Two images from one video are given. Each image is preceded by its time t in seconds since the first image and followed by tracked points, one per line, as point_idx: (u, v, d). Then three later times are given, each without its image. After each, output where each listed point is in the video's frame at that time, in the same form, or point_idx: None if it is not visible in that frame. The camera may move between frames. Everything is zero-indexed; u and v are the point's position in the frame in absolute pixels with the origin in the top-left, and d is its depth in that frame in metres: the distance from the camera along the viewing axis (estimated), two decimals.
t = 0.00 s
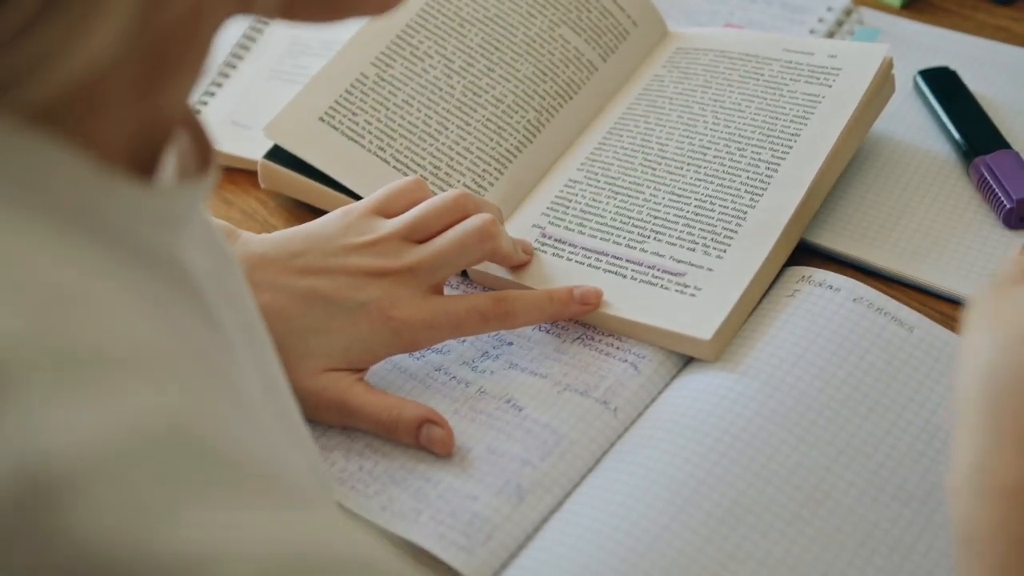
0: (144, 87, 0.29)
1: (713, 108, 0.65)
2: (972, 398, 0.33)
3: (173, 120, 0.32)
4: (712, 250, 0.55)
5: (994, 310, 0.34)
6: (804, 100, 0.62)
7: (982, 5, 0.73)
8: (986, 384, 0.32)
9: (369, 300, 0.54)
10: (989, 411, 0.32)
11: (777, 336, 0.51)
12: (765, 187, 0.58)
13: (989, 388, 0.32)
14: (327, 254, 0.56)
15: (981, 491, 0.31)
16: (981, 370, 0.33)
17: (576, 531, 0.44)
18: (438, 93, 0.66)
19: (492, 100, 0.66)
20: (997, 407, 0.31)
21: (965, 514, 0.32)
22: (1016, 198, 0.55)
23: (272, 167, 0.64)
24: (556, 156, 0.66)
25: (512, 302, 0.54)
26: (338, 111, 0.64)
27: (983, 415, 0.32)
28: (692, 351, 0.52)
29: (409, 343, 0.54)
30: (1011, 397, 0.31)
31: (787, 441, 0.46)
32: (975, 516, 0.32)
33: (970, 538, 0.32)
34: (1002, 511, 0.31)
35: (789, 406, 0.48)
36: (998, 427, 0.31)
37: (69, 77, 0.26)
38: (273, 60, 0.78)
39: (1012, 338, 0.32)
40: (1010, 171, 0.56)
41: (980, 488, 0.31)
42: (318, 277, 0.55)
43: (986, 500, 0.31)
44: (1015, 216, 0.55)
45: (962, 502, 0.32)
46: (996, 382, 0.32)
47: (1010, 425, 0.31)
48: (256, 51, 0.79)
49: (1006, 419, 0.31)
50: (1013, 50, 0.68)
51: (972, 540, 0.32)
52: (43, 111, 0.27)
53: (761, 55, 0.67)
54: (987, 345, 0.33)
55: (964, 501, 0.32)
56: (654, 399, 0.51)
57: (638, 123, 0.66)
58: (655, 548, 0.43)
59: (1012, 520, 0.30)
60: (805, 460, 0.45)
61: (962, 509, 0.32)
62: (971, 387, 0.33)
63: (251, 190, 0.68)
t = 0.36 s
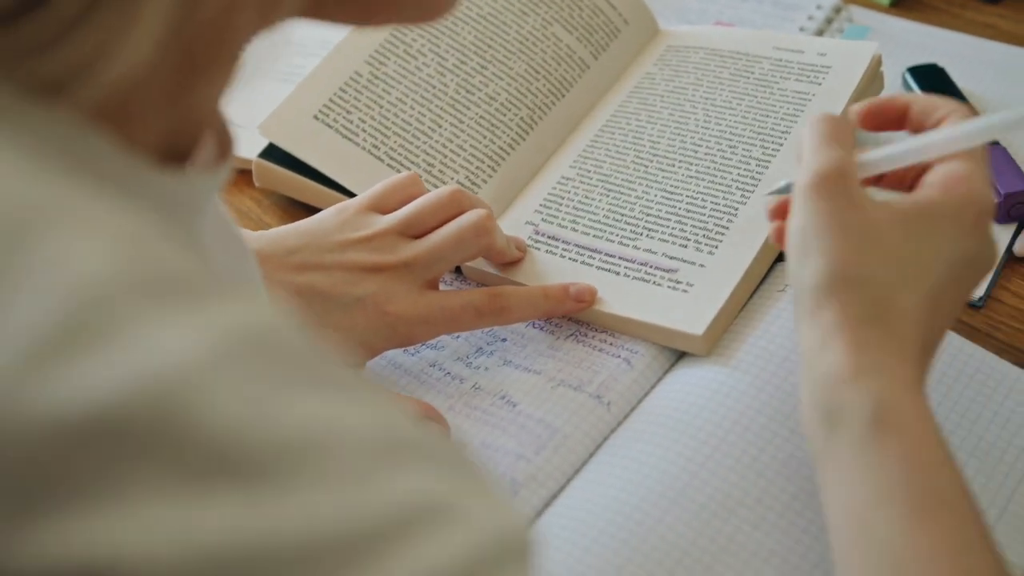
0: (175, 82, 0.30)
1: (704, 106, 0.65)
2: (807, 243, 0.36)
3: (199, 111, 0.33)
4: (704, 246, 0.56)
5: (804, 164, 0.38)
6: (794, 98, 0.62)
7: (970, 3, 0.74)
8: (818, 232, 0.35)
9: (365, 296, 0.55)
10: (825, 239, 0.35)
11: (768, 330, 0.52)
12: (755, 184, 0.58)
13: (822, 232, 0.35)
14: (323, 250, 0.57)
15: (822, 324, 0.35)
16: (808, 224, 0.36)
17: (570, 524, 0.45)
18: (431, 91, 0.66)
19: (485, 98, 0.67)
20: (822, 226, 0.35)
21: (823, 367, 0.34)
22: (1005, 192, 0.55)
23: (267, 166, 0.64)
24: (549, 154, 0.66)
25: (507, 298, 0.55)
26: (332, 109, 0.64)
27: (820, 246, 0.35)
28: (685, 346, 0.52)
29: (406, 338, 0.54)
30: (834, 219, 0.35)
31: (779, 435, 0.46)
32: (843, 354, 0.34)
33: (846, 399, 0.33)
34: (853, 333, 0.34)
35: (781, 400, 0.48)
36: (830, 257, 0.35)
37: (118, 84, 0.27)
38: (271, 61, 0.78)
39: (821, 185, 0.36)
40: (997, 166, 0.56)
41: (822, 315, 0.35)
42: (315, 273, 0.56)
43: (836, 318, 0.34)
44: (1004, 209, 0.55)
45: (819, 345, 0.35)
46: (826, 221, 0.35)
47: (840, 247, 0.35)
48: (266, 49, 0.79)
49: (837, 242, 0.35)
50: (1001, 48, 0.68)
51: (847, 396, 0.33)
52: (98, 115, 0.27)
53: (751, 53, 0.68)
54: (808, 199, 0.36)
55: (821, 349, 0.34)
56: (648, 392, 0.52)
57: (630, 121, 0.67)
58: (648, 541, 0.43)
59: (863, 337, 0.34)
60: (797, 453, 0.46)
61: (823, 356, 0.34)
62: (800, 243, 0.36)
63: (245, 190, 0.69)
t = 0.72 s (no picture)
0: (229, 79, 0.32)
1: (684, 104, 0.66)
2: (806, 307, 0.47)
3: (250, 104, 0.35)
4: (685, 241, 0.56)
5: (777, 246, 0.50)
6: (773, 94, 0.63)
7: None
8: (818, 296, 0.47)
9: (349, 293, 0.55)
10: (824, 303, 0.46)
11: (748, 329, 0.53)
12: (736, 179, 0.59)
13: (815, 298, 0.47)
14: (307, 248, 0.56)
15: (833, 368, 0.44)
16: (800, 289, 0.48)
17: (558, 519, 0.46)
18: (413, 92, 0.67)
19: (467, 98, 0.67)
20: (818, 291, 0.47)
21: (832, 399, 0.44)
22: (980, 185, 0.56)
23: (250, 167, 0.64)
24: (532, 152, 0.67)
25: (490, 292, 0.56)
26: (315, 110, 0.64)
27: (814, 311, 0.46)
28: (668, 341, 0.53)
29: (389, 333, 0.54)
30: (827, 285, 0.47)
31: (761, 431, 0.48)
32: (849, 388, 0.43)
33: (857, 425, 0.42)
34: (856, 372, 0.43)
35: (763, 398, 0.49)
36: (831, 316, 0.46)
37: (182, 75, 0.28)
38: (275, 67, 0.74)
39: (804, 261, 0.48)
40: (973, 160, 0.58)
41: (823, 358, 0.45)
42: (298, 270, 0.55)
43: (841, 362, 0.44)
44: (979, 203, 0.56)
45: (828, 384, 0.44)
46: (821, 289, 0.47)
47: (834, 304, 0.46)
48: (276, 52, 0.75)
49: (835, 306, 0.46)
50: (976, 44, 0.69)
51: (856, 423, 0.42)
52: (164, 108, 0.28)
53: (730, 51, 0.68)
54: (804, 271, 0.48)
55: (829, 387, 0.44)
56: (630, 387, 0.52)
57: (611, 119, 0.67)
58: (635, 534, 0.44)
59: (864, 374, 0.43)
60: (777, 448, 0.47)
61: (831, 392, 0.44)
62: (795, 306, 0.48)
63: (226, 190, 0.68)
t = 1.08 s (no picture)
0: (267, 83, 0.32)
1: (655, 99, 0.66)
2: (790, 350, 0.47)
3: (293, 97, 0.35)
4: (657, 236, 0.56)
5: (747, 294, 0.51)
6: (743, 89, 0.63)
7: None
8: (797, 338, 0.47)
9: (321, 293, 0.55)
10: (804, 343, 0.47)
11: (722, 322, 0.54)
12: (706, 173, 0.59)
13: (794, 339, 0.47)
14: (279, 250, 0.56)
15: (819, 400, 0.45)
16: (780, 335, 0.48)
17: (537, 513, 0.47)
18: (386, 92, 0.67)
19: (439, 96, 0.67)
20: (798, 331, 0.47)
21: (823, 433, 0.44)
22: (948, 175, 0.57)
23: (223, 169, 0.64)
24: (504, 148, 0.67)
25: (464, 289, 0.56)
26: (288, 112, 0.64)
27: (797, 353, 0.47)
28: (642, 335, 0.53)
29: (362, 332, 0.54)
30: (804, 323, 0.47)
31: (735, 423, 0.48)
32: (836, 420, 0.44)
33: (850, 455, 0.42)
34: (841, 401, 0.44)
35: (740, 388, 0.50)
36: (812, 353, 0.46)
37: (228, 85, 0.29)
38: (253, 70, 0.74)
39: (777, 308, 0.49)
40: (941, 151, 0.58)
41: (812, 394, 0.45)
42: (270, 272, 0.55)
43: (828, 396, 0.45)
44: (947, 192, 0.57)
45: (818, 418, 0.45)
46: (798, 328, 0.47)
47: (813, 339, 0.46)
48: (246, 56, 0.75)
49: (814, 343, 0.46)
50: (941, 36, 0.70)
51: (848, 454, 0.42)
52: (208, 113, 0.30)
53: (700, 46, 0.69)
54: (780, 316, 0.49)
55: (818, 420, 0.44)
56: (604, 380, 0.52)
57: (583, 115, 0.67)
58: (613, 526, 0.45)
59: (850, 404, 0.44)
60: (754, 438, 0.48)
61: (821, 426, 0.44)
62: (779, 347, 0.48)
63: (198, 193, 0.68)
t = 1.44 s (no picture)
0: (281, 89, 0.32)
1: (625, 94, 0.66)
2: (757, 345, 0.47)
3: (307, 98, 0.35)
4: (630, 230, 0.56)
5: (710, 293, 0.51)
6: (712, 82, 0.64)
7: None
8: (762, 332, 0.47)
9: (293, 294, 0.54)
10: (769, 337, 0.47)
11: (696, 315, 0.54)
12: (678, 167, 0.59)
13: (760, 333, 0.47)
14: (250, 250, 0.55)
15: (787, 391, 0.45)
16: (746, 330, 0.48)
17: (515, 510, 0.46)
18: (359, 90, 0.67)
19: (411, 93, 0.67)
20: (762, 325, 0.47)
21: (794, 423, 0.44)
22: (916, 163, 0.58)
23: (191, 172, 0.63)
24: (476, 144, 0.66)
25: (438, 287, 0.56)
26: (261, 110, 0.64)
27: (763, 347, 0.47)
28: (617, 329, 0.53)
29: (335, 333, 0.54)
30: (768, 316, 0.47)
31: (710, 414, 0.49)
32: (805, 409, 0.44)
33: (821, 442, 0.43)
34: (809, 391, 0.44)
35: (715, 381, 0.50)
36: (777, 346, 0.46)
37: (233, 86, 0.29)
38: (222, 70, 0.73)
39: (740, 303, 0.49)
40: (909, 140, 0.59)
41: (781, 386, 0.45)
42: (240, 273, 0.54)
43: (795, 387, 0.45)
44: (916, 181, 0.58)
45: (788, 409, 0.45)
46: (762, 323, 0.47)
47: (778, 331, 0.46)
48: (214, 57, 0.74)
49: (780, 336, 0.46)
50: (908, 28, 0.71)
51: (820, 442, 0.43)
52: (210, 112, 0.28)
53: (669, 41, 0.69)
54: (744, 312, 0.48)
55: (788, 412, 0.44)
56: (579, 376, 0.52)
57: (554, 111, 0.67)
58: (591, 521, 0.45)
59: (818, 392, 0.44)
60: (730, 429, 0.48)
61: (790, 417, 0.44)
62: (746, 343, 0.48)
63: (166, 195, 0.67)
